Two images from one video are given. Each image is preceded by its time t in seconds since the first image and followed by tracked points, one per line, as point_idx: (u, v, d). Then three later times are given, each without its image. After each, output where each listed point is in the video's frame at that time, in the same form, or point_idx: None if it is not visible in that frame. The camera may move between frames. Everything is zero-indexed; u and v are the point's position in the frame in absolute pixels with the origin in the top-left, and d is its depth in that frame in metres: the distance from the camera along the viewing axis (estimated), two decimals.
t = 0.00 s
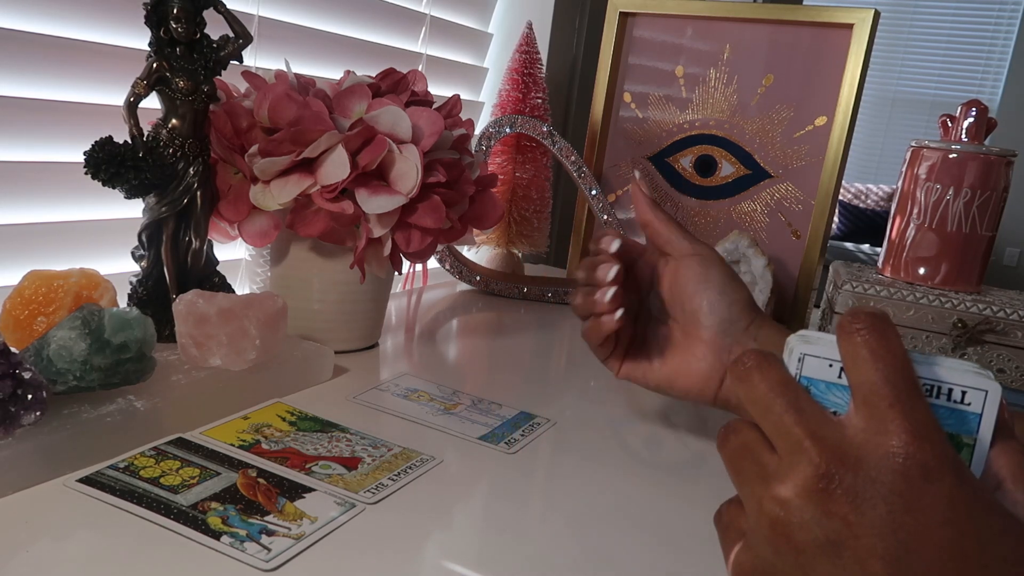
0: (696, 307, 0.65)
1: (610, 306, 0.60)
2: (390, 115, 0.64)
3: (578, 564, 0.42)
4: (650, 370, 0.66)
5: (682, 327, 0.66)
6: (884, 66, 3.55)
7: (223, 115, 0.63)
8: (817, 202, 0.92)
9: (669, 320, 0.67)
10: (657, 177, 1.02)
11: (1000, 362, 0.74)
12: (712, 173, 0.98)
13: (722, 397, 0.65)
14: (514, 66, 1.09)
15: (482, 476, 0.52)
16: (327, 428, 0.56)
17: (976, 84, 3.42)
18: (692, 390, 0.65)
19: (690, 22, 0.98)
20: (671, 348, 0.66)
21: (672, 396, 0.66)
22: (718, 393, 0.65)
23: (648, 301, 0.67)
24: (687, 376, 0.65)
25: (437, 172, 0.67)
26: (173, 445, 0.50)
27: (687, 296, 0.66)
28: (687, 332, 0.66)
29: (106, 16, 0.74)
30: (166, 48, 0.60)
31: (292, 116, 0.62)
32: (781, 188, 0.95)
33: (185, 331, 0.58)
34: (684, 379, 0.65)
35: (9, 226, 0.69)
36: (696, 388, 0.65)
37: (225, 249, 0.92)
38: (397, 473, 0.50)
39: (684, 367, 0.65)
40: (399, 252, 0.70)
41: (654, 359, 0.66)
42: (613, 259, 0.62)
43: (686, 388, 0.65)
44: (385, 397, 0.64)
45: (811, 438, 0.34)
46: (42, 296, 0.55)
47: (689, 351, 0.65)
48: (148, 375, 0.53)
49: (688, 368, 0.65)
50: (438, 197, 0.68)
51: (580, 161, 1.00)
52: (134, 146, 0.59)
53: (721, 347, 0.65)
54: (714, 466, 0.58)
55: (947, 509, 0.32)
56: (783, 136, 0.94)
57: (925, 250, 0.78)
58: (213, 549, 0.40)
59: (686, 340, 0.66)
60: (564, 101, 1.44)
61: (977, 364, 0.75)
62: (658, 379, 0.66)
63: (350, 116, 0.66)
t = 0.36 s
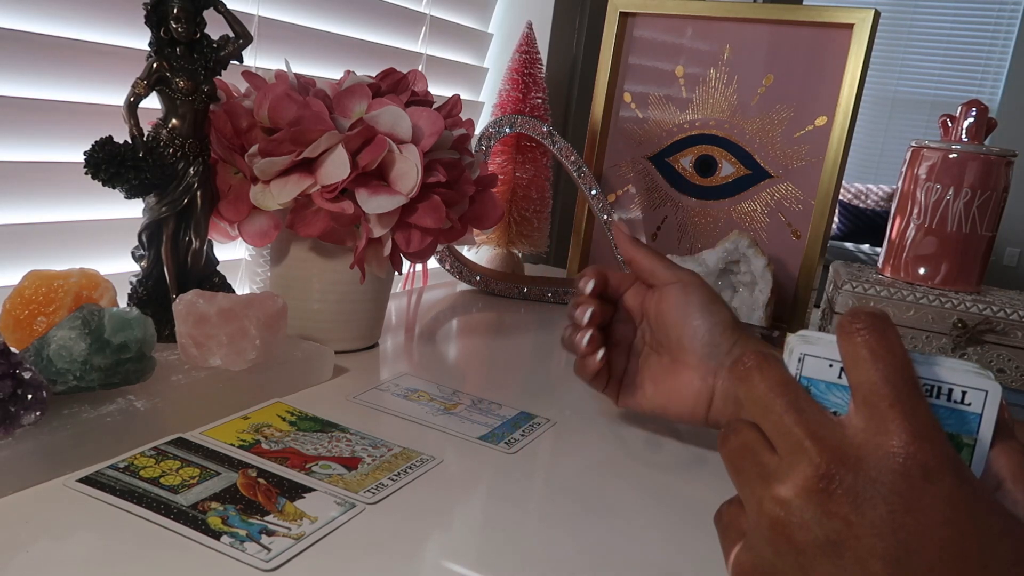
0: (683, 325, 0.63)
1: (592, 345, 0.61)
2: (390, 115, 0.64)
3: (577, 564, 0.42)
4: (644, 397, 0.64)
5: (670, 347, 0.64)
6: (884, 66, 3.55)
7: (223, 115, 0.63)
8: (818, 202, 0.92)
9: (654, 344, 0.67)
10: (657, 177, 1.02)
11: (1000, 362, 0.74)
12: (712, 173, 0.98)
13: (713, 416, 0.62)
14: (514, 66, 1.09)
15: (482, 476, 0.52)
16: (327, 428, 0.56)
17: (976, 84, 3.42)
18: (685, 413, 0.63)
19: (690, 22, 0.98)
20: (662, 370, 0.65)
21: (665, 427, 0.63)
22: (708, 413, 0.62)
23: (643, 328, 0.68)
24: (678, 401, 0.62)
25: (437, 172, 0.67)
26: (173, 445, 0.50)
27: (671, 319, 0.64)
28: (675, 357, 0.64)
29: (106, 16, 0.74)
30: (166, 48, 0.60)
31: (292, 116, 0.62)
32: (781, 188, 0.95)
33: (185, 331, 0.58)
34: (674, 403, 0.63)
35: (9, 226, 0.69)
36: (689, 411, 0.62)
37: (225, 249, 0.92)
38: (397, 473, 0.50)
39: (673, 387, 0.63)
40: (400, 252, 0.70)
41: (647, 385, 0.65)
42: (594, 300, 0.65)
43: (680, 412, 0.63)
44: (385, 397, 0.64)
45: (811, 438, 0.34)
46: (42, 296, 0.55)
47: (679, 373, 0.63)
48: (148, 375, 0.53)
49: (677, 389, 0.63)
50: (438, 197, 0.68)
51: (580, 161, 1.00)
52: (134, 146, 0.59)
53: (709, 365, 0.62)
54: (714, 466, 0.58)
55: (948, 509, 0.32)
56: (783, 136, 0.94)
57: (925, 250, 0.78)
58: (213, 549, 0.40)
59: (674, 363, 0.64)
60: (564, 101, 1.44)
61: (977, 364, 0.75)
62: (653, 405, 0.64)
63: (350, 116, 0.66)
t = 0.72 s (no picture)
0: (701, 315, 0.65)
1: (626, 298, 0.57)
2: (390, 115, 0.64)
3: (578, 564, 0.42)
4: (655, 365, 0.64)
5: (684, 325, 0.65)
6: (884, 66, 3.55)
7: (223, 115, 0.63)
8: (817, 202, 0.92)
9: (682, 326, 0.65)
10: (657, 177, 1.02)
11: (1000, 362, 0.74)
12: (712, 173, 0.98)
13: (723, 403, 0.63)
14: (514, 66, 1.09)
15: (482, 476, 0.52)
16: (327, 428, 0.56)
17: (976, 84, 3.42)
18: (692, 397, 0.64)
19: (690, 22, 0.98)
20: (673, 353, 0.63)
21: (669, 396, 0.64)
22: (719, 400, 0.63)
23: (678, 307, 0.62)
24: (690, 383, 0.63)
25: (437, 172, 0.67)
26: (173, 445, 0.50)
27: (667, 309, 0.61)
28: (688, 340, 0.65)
29: (106, 16, 0.74)
30: (166, 48, 0.60)
31: (292, 115, 0.62)
32: (781, 188, 0.95)
33: (185, 331, 0.58)
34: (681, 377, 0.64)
35: (9, 226, 0.69)
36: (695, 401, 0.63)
37: (225, 249, 0.92)
38: (397, 473, 0.50)
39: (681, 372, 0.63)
40: (399, 252, 0.70)
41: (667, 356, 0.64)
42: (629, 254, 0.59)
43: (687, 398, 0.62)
44: (385, 397, 0.64)
45: (811, 437, 0.34)
46: (42, 296, 0.55)
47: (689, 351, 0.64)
48: (148, 375, 0.53)
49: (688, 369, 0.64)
50: (438, 197, 0.68)
51: (580, 161, 1.00)
52: (134, 146, 0.59)
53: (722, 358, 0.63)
54: (714, 466, 0.58)
55: (948, 509, 0.32)
56: (783, 136, 0.94)
57: (924, 250, 0.78)
58: (213, 549, 0.40)
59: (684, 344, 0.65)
60: (564, 101, 1.44)
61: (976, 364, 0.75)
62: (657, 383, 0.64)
63: (350, 116, 0.66)
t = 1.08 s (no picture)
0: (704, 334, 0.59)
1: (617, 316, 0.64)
2: (390, 115, 0.64)
3: (577, 565, 0.42)
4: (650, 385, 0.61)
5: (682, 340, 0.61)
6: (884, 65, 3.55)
7: (223, 115, 0.63)
8: (818, 202, 0.92)
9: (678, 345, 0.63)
10: (657, 177, 1.02)
11: (1000, 362, 0.74)
12: (712, 173, 0.98)
13: (713, 418, 0.58)
14: (514, 66, 1.09)
15: (483, 476, 0.52)
16: (327, 428, 0.56)
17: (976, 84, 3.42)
18: (683, 413, 0.59)
19: (690, 22, 0.98)
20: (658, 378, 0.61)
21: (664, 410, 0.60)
22: (707, 413, 0.58)
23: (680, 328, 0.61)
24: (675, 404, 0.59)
25: (437, 172, 0.67)
26: (173, 445, 0.50)
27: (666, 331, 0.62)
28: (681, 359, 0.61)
29: (106, 16, 0.74)
30: (166, 48, 0.60)
31: (292, 116, 0.62)
32: (781, 188, 0.95)
33: (185, 331, 0.58)
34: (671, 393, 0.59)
35: (8, 226, 0.69)
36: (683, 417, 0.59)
37: (225, 249, 0.92)
38: (397, 473, 0.50)
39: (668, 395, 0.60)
40: (400, 252, 0.69)
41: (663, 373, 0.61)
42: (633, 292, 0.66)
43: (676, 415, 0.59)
44: (385, 397, 0.64)
45: (811, 438, 0.34)
46: (42, 296, 0.55)
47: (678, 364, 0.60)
48: (148, 375, 0.53)
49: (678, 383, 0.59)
50: (438, 197, 0.68)
51: (580, 161, 1.00)
52: (135, 146, 0.59)
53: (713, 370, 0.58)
54: (713, 466, 0.58)
55: (948, 509, 0.32)
56: (783, 137, 0.94)
57: (924, 250, 0.78)
58: (212, 549, 0.40)
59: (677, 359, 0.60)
60: (564, 101, 1.44)
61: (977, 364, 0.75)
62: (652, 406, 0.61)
63: (351, 116, 0.66)
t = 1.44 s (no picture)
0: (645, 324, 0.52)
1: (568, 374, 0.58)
2: (390, 115, 0.64)
3: (576, 565, 0.42)
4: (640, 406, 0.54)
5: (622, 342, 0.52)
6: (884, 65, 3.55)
7: (223, 115, 0.63)
8: (818, 203, 0.93)
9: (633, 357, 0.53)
10: (657, 177, 1.02)
11: (1000, 362, 0.74)
12: (712, 173, 0.98)
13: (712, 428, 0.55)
14: (514, 66, 1.09)
15: (482, 476, 0.52)
16: (327, 428, 0.56)
17: (976, 84, 3.42)
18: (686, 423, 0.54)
19: (690, 22, 0.98)
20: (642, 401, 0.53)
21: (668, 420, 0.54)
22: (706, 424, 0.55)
23: (596, 348, 0.53)
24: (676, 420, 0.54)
25: (437, 172, 0.67)
26: (173, 445, 0.50)
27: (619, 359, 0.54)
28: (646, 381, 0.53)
29: (106, 16, 0.74)
30: (166, 48, 0.60)
31: (292, 116, 0.62)
32: (781, 188, 0.95)
33: (185, 331, 0.58)
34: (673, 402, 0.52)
35: (9, 225, 0.69)
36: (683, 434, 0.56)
37: (225, 249, 0.92)
38: (397, 473, 0.50)
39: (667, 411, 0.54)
40: (400, 252, 0.70)
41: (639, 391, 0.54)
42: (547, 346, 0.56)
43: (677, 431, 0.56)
44: (385, 397, 0.64)
45: (811, 437, 0.34)
46: (42, 296, 0.55)
47: (641, 388, 0.51)
48: (148, 375, 0.53)
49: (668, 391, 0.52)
50: (438, 197, 0.68)
51: (580, 161, 1.00)
52: (135, 146, 0.59)
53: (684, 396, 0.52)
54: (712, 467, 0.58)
55: (948, 509, 0.32)
56: (783, 137, 0.94)
57: (924, 250, 0.79)
58: (212, 549, 0.40)
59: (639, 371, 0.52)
60: (564, 101, 1.44)
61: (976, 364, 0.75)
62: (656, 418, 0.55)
63: (350, 116, 0.66)
